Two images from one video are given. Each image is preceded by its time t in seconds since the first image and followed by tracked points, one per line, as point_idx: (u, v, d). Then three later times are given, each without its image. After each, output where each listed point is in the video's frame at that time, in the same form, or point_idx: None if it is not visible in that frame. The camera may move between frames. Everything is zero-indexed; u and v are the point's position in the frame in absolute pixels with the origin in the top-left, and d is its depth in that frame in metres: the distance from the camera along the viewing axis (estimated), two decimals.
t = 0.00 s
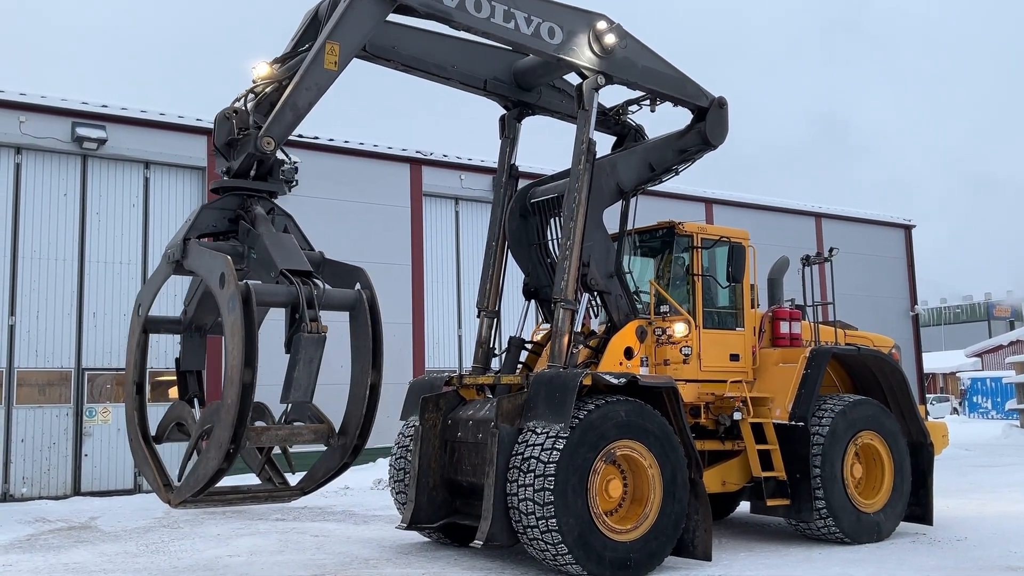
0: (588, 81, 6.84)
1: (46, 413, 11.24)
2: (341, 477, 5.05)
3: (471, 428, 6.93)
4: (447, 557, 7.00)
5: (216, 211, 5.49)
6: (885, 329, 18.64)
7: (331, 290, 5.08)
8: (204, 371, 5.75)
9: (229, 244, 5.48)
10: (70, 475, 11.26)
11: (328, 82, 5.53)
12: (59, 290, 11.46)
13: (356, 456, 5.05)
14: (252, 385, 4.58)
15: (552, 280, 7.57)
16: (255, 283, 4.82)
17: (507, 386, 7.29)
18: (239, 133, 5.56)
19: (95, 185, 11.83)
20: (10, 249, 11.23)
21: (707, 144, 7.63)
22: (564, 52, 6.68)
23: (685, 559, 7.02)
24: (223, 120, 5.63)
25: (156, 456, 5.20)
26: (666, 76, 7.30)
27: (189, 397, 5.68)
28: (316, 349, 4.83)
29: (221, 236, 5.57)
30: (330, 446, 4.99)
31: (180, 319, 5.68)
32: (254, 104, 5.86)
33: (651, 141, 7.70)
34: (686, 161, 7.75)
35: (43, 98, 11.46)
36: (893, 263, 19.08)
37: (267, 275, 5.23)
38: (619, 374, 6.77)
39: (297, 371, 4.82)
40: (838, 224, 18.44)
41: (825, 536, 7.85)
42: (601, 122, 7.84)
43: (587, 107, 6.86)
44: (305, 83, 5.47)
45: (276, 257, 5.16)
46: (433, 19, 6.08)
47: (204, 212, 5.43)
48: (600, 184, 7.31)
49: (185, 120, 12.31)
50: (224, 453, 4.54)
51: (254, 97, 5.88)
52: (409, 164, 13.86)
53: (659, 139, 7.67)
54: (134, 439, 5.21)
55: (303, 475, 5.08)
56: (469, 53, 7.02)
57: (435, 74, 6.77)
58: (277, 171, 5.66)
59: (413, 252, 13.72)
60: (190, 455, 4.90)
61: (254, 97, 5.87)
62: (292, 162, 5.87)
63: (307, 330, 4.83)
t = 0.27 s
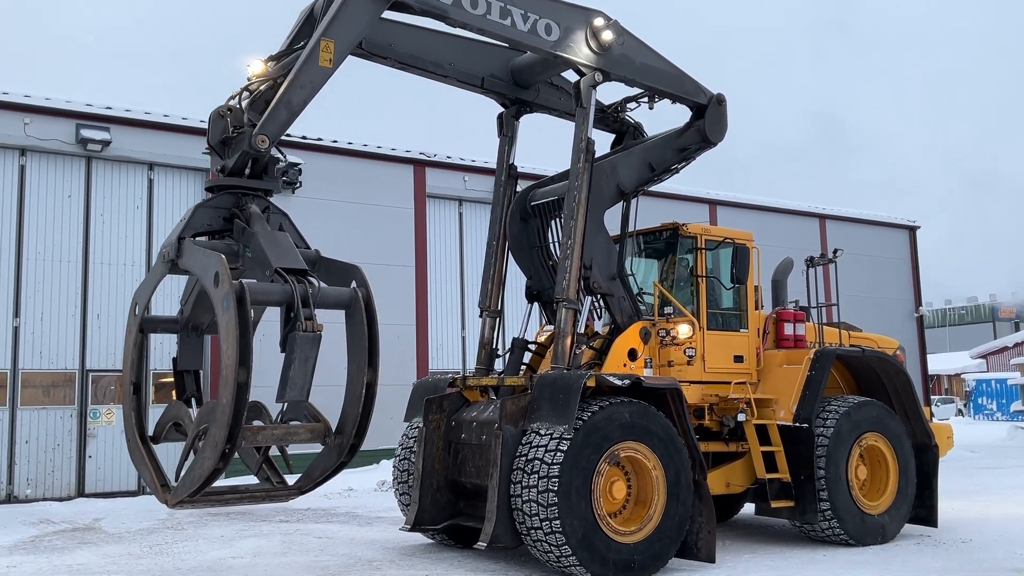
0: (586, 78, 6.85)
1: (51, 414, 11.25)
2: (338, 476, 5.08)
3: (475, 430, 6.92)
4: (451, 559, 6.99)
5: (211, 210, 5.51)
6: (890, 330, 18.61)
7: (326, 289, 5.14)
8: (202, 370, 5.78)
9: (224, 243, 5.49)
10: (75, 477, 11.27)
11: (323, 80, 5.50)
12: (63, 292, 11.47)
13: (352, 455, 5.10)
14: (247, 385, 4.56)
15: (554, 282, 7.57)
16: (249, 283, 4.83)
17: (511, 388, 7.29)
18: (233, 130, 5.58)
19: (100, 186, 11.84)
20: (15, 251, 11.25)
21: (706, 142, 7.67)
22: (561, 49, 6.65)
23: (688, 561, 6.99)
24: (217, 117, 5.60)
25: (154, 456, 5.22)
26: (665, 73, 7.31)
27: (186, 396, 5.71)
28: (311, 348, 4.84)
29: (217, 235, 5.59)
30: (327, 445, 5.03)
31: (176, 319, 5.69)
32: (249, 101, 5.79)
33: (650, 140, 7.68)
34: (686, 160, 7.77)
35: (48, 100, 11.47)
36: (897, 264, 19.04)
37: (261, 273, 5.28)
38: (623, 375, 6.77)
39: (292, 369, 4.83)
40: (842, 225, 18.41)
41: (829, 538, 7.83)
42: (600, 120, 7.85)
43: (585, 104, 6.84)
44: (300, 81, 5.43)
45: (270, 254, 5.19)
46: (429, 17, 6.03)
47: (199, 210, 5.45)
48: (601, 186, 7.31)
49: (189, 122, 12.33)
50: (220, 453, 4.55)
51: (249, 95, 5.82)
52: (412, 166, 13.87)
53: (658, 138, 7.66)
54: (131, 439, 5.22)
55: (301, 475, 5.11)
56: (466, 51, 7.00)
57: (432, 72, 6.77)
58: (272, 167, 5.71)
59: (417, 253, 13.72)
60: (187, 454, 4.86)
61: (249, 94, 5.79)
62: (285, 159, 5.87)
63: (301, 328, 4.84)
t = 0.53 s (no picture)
0: (582, 77, 6.81)
1: (58, 417, 11.28)
2: (336, 482, 5.12)
3: (481, 432, 6.92)
4: (457, 562, 6.99)
5: (205, 216, 5.51)
6: (897, 333, 18.55)
7: (322, 294, 5.10)
8: (200, 375, 5.81)
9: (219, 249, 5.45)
10: (82, 479, 11.30)
11: (316, 82, 5.53)
12: (70, 295, 11.51)
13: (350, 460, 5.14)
14: (242, 393, 4.56)
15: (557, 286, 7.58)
16: (244, 291, 4.80)
17: (516, 391, 7.29)
18: (226, 135, 5.55)
19: (107, 189, 11.88)
20: (23, 254, 11.29)
21: (706, 138, 7.66)
22: (557, 47, 6.63)
23: (695, 564, 6.98)
24: (208, 122, 5.58)
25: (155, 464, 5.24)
26: (664, 70, 7.31)
27: (185, 402, 5.74)
28: (307, 354, 4.86)
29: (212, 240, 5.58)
30: (325, 451, 5.08)
31: (172, 325, 5.67)
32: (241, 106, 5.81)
33: (649, 141, 7.67)
34: (686, 158, 7.75)
35: (55, 104, 11.51)
36: (904, 266, 18.99)
37: (255, 279, 5.26)
38: (628, 378, 6.75)
39: (288, 376, 4.83)
40: (849, 227, 18.37)
41: (837, 541, 7.81)
42: (596, 117, 7.95)
43: (582, 104, 6.79)
44: (293, 84, 5.47)
45: (265, 261, 5.18)
46: (422, 16, 6.05)
47: (193, 217, 5.46)
48: (601, 189, 7.30)
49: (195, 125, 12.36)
50: (218, 461, 4.56)
51: (242, 99, 5.83)
52: (418, 169, 13.89)
53: (657, 138, 7.65)
54: (130, 446, 5.25)
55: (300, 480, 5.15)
56: (462, 50, 7.00)
57: (427, 71, 6.76)
58: (265, 171, 5.69)
59: (423, 256, 13.73)
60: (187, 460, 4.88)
61: (242, 99, 5.83)
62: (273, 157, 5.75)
63: (297, 335, 4.85)
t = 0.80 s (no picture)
0: (580, 78, 6.82)
1: (68, 421, 11.31)
2: (337, 492, 5.03)
3: (488, 437, 6.92)
4: (466, 566, 6.99)
5: (202, 225, 5.48)
6: (906, 336, 18.48)
7: (317, 304, 5.05)
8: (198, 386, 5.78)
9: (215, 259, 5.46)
10: (91, 483, 11.33)
11: (310, 90, 5.52)
12: (81, 299, 11.55)
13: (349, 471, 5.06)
14: (237, 407, 4.54)
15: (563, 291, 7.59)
16: (239, 302, 4.76)
17: (524, 395, 7.28)
18: (221, 144, 5.54)
19: (117, 194, 11.92)
20: (33, 258, 11.33)
21: (706, 137, 7.59)
22: (553, 48, 6.63)
23: (704, 569, 6.96)
24: (204, 132, 5.53)
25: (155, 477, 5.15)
26: (662, 70, 7.29)
27: (184, 413, 5.72)
28: (304, 365, 4.85)
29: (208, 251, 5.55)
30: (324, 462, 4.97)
31: (171, 335, 5.68)
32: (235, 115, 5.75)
33: (650, 143, 7.62)
34: (687, 157, 7.70)
35: (65, 109, 11.56)
36: (914, 269, 18.92)
37: (253, 289, 5.22)
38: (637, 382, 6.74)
39: (286, 389, 4.85)
40: (858, 230, 18.32)
41: (847, 546, 7.77)
42: (596, 116, 7.97)
43: (580, 104, 6.82)
44: (287, 91, 5.44)
45: (260, 270, 5.17)
46: (416, 20, 5.99)
47: (188, 227, 5.42)
48: (602, 194, 7.30)
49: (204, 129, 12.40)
50: (214, 476, 4.53)
51: (235, 107, 5.76)
52: (426, 172, 13.91)
53: (658, 140, 7.60)
54: (129, 458, 5.17)
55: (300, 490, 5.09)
56: (459, 52, 6.99)
57: (423, 74, 6.76)
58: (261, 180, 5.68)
59: (431, 259, 13.74)
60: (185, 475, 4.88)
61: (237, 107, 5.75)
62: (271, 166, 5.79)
63: (293, 346, 4.84)
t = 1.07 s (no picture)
0: (581, 80, 6.81)
1: (80, 426, 11.35)
2: (336, 501, 5.07)
3: (499, 442, 6.92)
4: (477, 572, 6.98)
5: (201, 233, 5.47)
6: (919, 342, 18.38)
7: (316, 312, 5.09)
8: (200, 393, 5.79)
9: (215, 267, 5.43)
10: (103, 489, 11.36)
11: (310, 97, 5.53)
12: (92, 305, 11.61)
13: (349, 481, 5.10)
14: (236, 417, 4.58)
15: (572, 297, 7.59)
16: (236, 311, 4.82)
17: (533, 401, 7.28)
18: (221, 152, 5.60)
19: (129, 201, 11.97)
20: (45, 264, 11.39)
21: (710, 139, 7.58)
22: (554, 52, 6.63)
23: None
24: (205, 139, 5.61)
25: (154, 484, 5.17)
26: (664, 70, 7.26)
27: (185, 421, 5.74)
28: (302, 374, 4.82)
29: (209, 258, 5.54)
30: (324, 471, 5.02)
31: (172, 343, 5.62)
32: (236, 122, 5.81)
33: (654, 147, 7.61)
34: (692, 159, 7.69)
35: (77, 116, 11.63)
36: (926, 274, 18.82)
37: (252, 297, 5.22)
38: (646, 388, 6.73)
39: (284, 398, 4.82)
40: (869, 235, 18.25)
41: (859, 552, 7.73)
42: (599, 119, 7.97)
43: (583, 108, 6.80)
44: (286, 99, 5.46)
45: (259, 278, 5.15)
46: (416, 26, 5.97)
47: (188, 236, 5.40)
48: (607, 201, 7.29)
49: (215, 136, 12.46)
50: (212, 486, 4.52)
51: (236, 114, 5.83)
52: (436, 178, 13.93)
53: (662, 144, 7.59)
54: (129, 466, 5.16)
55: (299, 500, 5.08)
56: (460, 57, 7.00)
57: (424, 79, 6.77)
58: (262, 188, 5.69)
59: (440, 265, 13.75)
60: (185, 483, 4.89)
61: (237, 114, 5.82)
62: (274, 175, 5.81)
63: (292, 355, 4.83)
